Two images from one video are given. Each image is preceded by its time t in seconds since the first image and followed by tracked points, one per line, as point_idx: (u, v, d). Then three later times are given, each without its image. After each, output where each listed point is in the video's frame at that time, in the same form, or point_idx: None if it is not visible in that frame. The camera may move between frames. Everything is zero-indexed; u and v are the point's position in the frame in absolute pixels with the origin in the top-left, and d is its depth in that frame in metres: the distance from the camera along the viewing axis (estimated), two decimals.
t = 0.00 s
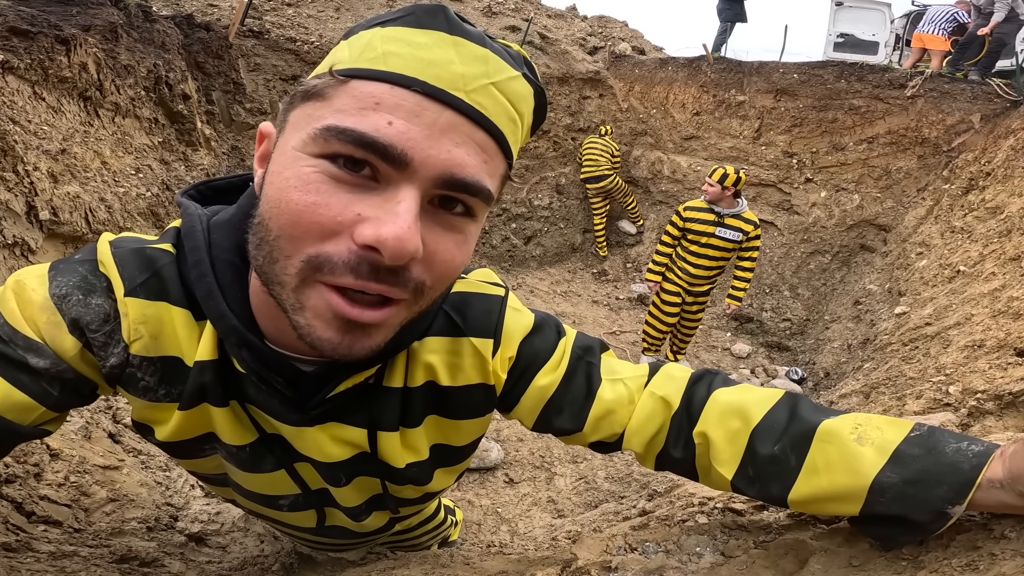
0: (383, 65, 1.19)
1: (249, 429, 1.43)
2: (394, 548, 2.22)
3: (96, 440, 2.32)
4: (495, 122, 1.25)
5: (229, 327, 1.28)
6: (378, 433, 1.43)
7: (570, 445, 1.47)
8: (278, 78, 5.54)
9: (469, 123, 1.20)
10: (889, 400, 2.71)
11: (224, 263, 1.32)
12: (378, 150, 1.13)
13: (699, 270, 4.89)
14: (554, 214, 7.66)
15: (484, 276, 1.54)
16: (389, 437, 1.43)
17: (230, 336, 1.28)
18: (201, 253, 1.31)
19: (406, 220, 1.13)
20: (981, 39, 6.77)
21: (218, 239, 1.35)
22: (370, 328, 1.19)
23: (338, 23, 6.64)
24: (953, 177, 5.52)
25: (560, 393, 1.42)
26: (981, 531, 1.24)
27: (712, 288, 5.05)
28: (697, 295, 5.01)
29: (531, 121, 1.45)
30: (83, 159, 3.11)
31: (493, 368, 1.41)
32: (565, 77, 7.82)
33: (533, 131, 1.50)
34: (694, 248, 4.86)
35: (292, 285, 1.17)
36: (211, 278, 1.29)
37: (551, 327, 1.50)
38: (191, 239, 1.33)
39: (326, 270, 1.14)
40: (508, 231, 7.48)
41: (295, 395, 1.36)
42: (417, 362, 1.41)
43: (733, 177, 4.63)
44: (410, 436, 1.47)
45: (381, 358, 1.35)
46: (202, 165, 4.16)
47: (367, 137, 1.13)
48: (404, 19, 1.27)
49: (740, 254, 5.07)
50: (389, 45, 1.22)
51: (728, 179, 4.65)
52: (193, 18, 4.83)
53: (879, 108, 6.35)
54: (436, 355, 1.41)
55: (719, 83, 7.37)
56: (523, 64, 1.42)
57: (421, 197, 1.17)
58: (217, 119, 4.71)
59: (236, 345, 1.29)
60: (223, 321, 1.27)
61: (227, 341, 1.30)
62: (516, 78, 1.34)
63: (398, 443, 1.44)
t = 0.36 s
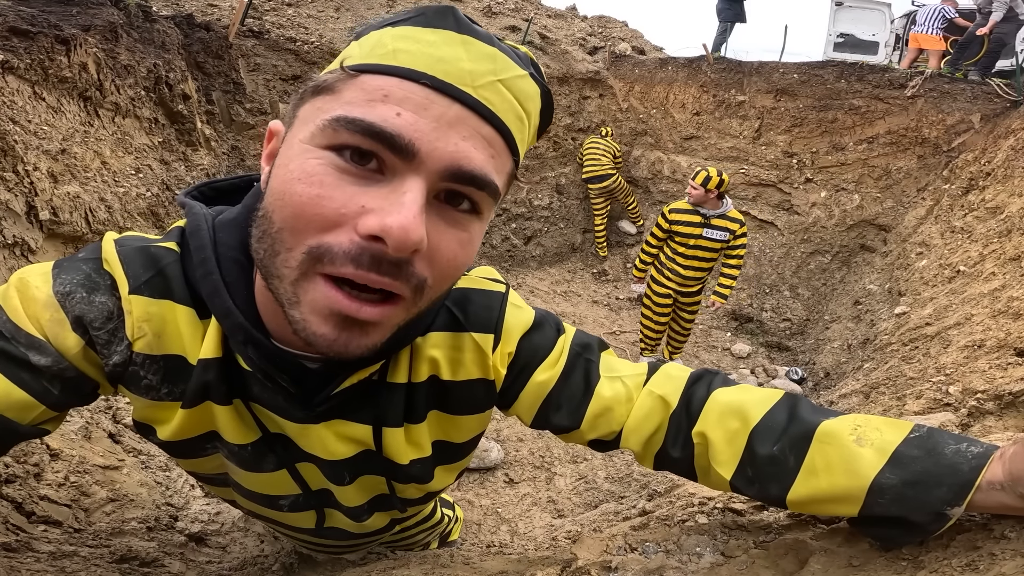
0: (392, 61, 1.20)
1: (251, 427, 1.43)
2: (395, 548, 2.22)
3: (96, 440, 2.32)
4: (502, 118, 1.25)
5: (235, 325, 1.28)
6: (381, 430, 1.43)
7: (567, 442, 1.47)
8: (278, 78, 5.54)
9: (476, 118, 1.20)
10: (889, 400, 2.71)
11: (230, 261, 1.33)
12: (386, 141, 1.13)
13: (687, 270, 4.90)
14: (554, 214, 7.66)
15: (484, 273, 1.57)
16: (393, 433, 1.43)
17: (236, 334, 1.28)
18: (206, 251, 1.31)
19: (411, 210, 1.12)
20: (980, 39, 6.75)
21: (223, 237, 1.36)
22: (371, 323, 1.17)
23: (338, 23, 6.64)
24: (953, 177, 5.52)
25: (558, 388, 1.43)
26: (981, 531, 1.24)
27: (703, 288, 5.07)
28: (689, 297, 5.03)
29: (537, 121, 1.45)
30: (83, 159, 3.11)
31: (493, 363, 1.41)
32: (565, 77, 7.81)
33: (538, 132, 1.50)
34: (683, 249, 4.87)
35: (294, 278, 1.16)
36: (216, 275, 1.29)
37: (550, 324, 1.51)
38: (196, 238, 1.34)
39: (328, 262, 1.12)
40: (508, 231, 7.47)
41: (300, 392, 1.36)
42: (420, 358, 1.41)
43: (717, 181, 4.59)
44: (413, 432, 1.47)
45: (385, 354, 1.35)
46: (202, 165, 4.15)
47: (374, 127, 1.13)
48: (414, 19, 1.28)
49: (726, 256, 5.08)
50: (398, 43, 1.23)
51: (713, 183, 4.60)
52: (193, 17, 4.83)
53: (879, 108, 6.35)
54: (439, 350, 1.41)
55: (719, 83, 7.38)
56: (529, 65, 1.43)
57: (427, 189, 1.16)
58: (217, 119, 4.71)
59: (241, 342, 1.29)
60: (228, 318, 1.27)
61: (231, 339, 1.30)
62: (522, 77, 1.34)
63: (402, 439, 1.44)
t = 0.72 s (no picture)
0: (381, 53, 1.21)
1: (250, 425, 1.43)
2: (395, 547, 2.22)
3: (96, 441, 2.32)
4: (490, 108, 1.26)
5: (232, 323, 1.28)
6: (379, 426, 1.44)
7: (563, 439, 1.47)
8: (278, 77, 5.53)
9: (464, 107, 1.21)
10: (889, 400, 2.71)
11: (225, 259, 1.33)
12: (377, 128, 1.14)
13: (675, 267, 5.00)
14: (554, 214, 7.65)
15: (481, 269, 1.55)
16: (390, 428, 1.43)
17: (233, 332, 1.29)
18: (201, 250, 1.32)
19: (402, 193, 1.13)
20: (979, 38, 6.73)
21: (218, 235, 1.36)
22: (365, 305, 1.16)
23: (338, 23, 6.63)
24: (953, 177, 5.52)
25: (553, 385, 1.42)
26: (981, 531, 1.24)
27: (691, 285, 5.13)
28: (676, 291, 5.12)
29: (523, 112, 1.45)
30: (83, 159, 3.11)
31: (487, 359, 1.41)
32: (565, 77, 7.79)
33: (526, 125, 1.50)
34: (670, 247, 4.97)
35: (286, 261, 1.15)
36: (211, 273, 1.30)
37: (546, 321, 1.51)
38: (191, 237, 1.34)
39: (321, 243, 1.12)
40: (508, 230, 7.45)
41: (298, 389, 1.36)
42: (417, 353, 1.41)
43: (707, 182, 4.66)
44: (411, 428, 1.47)
45: (381, 349, 1.35)
46: (202, 165, 4.15)
47: (365, 116, 1.14)
48: (403, 15, 1.29)
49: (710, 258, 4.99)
50: (387, 36, 1.24)
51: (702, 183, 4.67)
52: (193, 17, 4.83)
53: (879, 108, 6.35)
54: (434, 345, 1.42)
55: (719, 83, 7.38)
56: (515, 57, 1.42)
57: (417, 175, 1.17)
58: (217, 119, 4.70)
59: (238, 340, 1.29)
60: (224, 316, 1.28)
61: (228, 337, 1.30)
62: (510, 70, 1.34)
63: (399, 434, 1.44)
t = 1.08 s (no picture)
0: (385, 51, 1.20)
1: (251, 422, 1.44)
2: (394, 547, 2.22)
3: (96, 440, 2.32)
4: (490, 101, 1.27)
5: (234, 319, 1.28)
6: (380, 421, 1.44)
7: (560, 437, 1.47)
8: (278, 77, 5.53)
9: (468, 101, 1.22)
10: (889, 400, 2.71)
11: (225, 256, 1.33)
12: (390, 125, 1.14)
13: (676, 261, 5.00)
14: (554, 214, 7.65)
15: (480, 265, 1.55)
16: (391, 423, 1.43)
17: (235, 328, 1.29)
18: (201, 247, 1.32)
19: (419, 186, 1.14)
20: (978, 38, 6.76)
21: (218, 233, 1.36)
22: (388, 296, 1.17)
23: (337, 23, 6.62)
24: (953, 177, 5.52)
25: (550, 381, 1.42)
26: (981, 531, 1.24)
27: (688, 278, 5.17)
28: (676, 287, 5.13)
29: (515, 104, 1.46)
30: (83, 159, 3.11)
31: (485, 354, 1.41)
32: (565, 77, 7.77)
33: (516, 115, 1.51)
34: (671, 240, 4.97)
35: (307, 256, 1.15)
36: (213, 270, 1.30)
37: (544, 317, 1.50)
38: (191, 235, 1.34)
39: (343, 237, 1.12)
40: (508, 230, 7.44)
41: (300, 385, 1.37)
42: (417, 348, 1.41)
43: (708, 177, 4.72)
44: (412, 424, 1.47)
45: (382, 344, 1.36)
46: (202, 165, 4.15)
47: (379, 113, 1.14)
48: (398, 11, 1.28)
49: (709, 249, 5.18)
50: (388, 34, 1.23)
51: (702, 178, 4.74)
52: (193, 17, 4.84)
53: (879, 108, 6.35)
54: (433, 340, 1.42)
55: (719, 83, 7.38)
56: (505, 51, 1.41)
57: (429, 169, 1.18)
58: (217, 119, 4.70)
59: (240, 336, 1.29)
60: (227, 313, 1.28)
61: (230, 333, 1.30)
62: (505, 64, 1.35)
63: (400, 430, 1.45)
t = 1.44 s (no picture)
0: (415, 64, 1.13)
1: (254, 419, 1.43)
2: (395, 548, 2.22)
3: (96, 440, 2.32)
4: (508, 112, 1.27)
5: (238, 313, 1.27)
6: (383, 415, 1.44)
7: (552, 434, 1.47)
8: (278, 77, 5.52)
9: (494, 113, 1.22)
10: (889, 400, 2.71)
11: (228, 253, 1.34)
12: (433, 148, 1.11)
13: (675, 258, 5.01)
14: (554, 214, 7.65)
15: (479, 261, 1.56)
16: (394, 417, 1.43)
17: (239, 323, 1.28)
18: (204, 244, 1.32)
19: (460, 206, 1.16)
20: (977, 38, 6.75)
21: (221, 231, 1.37)
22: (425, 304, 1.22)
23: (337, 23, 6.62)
24: (953, 177, 5.52)
25: (544, 375, 1.42)
26: (981, 531, 1.24)
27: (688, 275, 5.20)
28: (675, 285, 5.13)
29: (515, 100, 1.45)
30: (83, 159, 3.10)
31: (483, 347, 1.41)
32: (565, 77, 7.75)
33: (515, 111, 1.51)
34: (670, 238, 4.98)
35: (357, 280, 1.15)
36: (215, 266, 1.30)
37: (541, 313, 1.51)
38: (194, 233, 1.34)
39: (396, 263, 1.13)
40: (508, 231, 7.44)
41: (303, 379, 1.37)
42: (419, 343, 1.41)
43: (703, 173, 4.71)
44: (414, 418, 1.47)
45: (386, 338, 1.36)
46: (202, 165, 4.15)
47: (421, 137, 1.10)
48: (414, 13, 1.20)
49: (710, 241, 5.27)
50: (412, 43, 1.15)
51: (697, 174, 4.73)
52: (193, 17, 4.84)
53: (879, 108, 6.35)
54: (434, 334, 1.42)
55: (719, 83, 7.38)
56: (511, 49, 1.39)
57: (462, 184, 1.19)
58: (217, 119, 4.69)
59: (244, 331, 1.29)
60: (230, 308, 1.27)
61: (234, 328, 1.30)
62: (516, 68, 1.33)
63: (403, 423, 1.45)
